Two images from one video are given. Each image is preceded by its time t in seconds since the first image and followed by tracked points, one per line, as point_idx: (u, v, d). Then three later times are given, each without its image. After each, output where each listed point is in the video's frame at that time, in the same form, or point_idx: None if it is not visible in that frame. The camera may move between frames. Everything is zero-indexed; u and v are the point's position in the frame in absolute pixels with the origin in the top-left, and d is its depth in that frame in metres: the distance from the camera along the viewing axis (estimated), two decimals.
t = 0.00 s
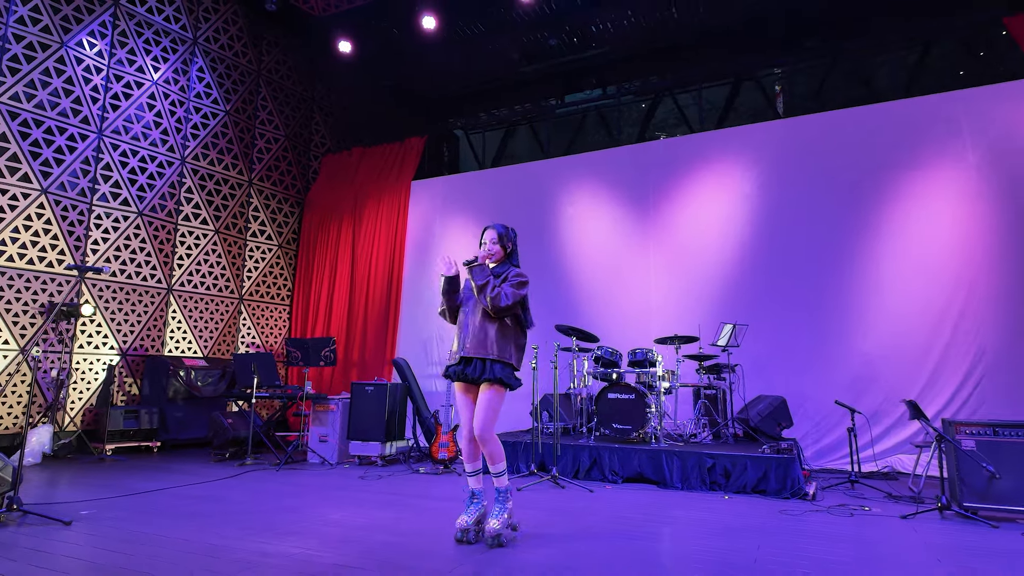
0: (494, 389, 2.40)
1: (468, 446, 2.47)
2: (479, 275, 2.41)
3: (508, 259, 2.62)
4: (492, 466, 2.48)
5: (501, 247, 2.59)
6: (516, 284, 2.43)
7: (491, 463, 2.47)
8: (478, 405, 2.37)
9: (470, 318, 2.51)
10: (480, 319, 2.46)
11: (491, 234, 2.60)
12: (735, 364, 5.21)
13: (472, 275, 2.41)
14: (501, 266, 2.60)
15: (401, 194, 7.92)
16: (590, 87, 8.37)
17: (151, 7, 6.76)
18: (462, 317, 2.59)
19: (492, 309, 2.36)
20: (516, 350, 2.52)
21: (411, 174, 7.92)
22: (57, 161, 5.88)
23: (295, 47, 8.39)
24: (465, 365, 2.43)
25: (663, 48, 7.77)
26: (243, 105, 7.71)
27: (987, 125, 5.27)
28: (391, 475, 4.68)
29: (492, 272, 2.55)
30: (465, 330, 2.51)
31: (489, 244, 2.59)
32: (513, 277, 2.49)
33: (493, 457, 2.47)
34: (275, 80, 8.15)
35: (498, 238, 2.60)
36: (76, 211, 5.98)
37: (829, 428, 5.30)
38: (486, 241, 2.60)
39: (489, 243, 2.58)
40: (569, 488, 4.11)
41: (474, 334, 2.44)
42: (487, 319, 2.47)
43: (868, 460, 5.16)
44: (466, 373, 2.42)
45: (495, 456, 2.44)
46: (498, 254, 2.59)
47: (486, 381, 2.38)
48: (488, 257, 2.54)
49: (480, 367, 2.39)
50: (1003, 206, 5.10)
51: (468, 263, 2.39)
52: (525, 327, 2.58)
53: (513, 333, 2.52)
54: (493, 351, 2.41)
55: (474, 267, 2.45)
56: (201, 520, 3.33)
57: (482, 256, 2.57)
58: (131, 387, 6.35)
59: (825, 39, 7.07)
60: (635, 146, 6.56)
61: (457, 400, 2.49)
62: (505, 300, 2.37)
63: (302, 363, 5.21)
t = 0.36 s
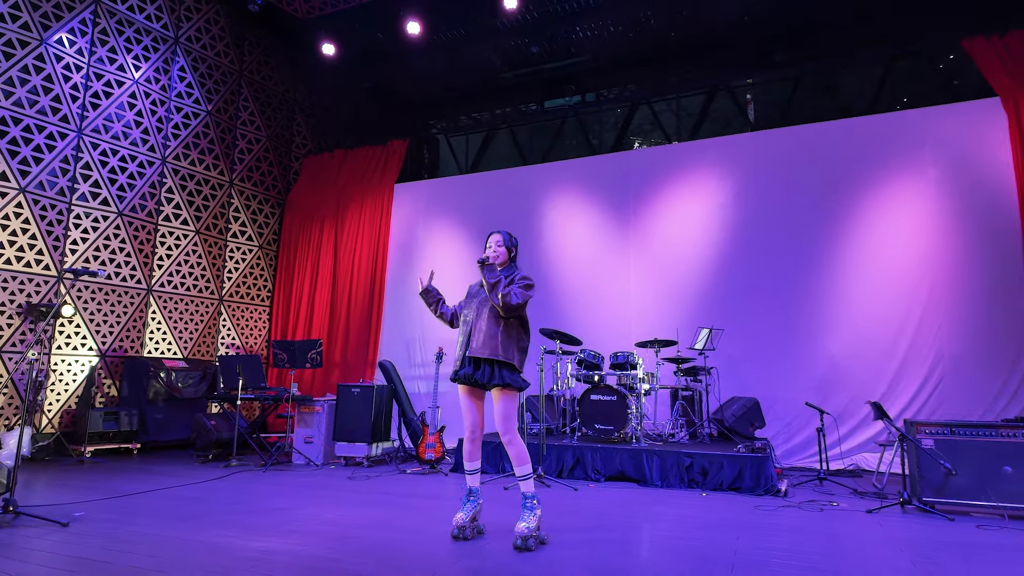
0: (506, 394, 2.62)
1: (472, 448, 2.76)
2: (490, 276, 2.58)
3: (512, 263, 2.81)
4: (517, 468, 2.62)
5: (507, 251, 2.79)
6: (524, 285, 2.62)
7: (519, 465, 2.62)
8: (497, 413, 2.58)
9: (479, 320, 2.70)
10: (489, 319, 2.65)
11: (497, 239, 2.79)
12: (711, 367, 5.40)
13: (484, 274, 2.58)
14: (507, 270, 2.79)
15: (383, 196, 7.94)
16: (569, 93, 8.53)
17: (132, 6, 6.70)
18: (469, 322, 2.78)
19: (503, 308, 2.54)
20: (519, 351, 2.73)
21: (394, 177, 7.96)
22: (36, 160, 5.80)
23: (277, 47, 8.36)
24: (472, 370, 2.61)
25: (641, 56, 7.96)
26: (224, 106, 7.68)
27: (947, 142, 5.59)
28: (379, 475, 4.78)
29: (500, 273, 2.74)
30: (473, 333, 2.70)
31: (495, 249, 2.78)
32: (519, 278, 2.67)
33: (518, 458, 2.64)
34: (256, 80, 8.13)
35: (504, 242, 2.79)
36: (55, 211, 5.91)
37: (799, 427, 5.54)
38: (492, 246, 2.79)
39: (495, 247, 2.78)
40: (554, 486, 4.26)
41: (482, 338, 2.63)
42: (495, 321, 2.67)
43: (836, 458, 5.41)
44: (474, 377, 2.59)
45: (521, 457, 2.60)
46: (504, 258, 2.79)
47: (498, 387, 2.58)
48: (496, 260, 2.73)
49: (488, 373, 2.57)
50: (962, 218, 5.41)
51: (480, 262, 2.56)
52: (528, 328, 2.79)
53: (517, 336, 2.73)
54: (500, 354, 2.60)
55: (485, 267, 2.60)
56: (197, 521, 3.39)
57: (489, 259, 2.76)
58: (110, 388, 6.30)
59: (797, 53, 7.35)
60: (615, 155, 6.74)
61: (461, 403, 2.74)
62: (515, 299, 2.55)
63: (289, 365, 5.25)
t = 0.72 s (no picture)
0: (499, 395, 2.84)
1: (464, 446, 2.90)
2: (487, 282, 2.83)
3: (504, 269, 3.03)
4: (510, 465, 2.81)
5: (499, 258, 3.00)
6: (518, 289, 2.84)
7: (509, 461, 2.81)
8: (490, 413, 2.80)
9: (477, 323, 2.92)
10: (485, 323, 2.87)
11: (491, 247, 3.00)
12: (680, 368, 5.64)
13: (481, 279, 2.82)
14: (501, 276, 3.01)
15: (359, 196, 7.95)
16: (542, 99, 8.73)
17: None
18: (467, 326, 2.99)
19: (500, 311, 2.77)
20: (515, 351, 2.96)
21: (370, 178, 7.98)
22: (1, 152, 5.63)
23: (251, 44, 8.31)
24: (469, 371, 2.83)
25: (613, 66, 8.19)
26: (196, 101, 7.59)
27: (900, 159, 5.98)
28: (360, 473, 4.86)
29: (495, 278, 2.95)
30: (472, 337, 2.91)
31: (489, 255, 2.98)
32: (514, 283, 2.91)
33: (510, 455, 2.81)
34: (229, 76, 8.06)
35: (498, 250, 3.00)
36: (21, 205, 5.75)
37: (760, 426, 5.83)
38: (485, 254, 3.00)
39: (490, 253, 3.00)
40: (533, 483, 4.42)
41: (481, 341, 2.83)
42: (492, 323, 2.89)
43: (795, 454, 5.73)
44: (470, 378, 2.81)
45: (512, 454, 2.79)
46: (498, 264, 2.99)
47: (491, 388, 2.79)
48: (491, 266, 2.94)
49: (482, 374, 2.79)
50: (913, 231, 5.79)
51: (477, 268, 2.81)
52: (522, 330, 3.02)
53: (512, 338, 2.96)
54: (498, 355, 2.81)
55: (482, 273, 2.86)
56: (186, 520, 3.42)
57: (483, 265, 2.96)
58: (76, 387, 6.15)
59: (761, 69, 7.70)
60: (590, 162, 6.94)
61: (455, 403, 2.89)
62: (511, 301, 2.77)
63: (267, 365, 5.26)
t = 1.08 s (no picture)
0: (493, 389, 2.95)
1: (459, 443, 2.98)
2: (484, 288, 2.93)
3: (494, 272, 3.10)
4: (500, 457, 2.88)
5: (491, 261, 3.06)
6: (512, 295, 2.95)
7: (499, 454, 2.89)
8: (485, 405, 2.89)
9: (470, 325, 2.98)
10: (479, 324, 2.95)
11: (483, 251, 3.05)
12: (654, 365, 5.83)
13: (478, 286, 2.92)
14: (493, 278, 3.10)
15: (334, 192, 7.89)
16: (516, 99, 8.87)
17: None
18: (458, 325, 3.03)
19: (496, 315, 2.89)
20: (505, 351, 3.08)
21: (346, 174, 7.93)
22: None
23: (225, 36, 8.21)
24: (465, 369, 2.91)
25: (586, 68, 8.33)
26: (167, 91, 7.43)
27: (858, 169, 6.34)
28: (340, 471, 4.95)
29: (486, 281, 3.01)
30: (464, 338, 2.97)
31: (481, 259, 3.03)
32: (506, 286, 3.00)
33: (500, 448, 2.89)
34: (200, 67, 7.92)
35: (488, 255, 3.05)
36: None
37: (727, 421, 6.09)
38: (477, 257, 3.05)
39: (482, 258, 3.01)
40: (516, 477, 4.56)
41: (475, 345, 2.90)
42: (486, 325, 2.98)
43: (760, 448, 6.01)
44: (468, 377, 2.89)
45: (503, 448, 2.86)
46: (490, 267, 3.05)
47: (488, 384, 2.89)
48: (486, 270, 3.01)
49: (481, 373, 2.88)
50: (870, 237, 6.14)
51: (472, 277, 2.92)
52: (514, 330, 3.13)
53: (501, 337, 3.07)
54: (494, 356, 2.92)
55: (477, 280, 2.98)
56: (175, 518, 3.41)
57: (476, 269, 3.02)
58: (40, 383, 5.95)
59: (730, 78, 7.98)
60: (566, 164, 7.09)
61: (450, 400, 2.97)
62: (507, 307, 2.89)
63: (245, 361, 5.21)
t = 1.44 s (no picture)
0: (493, 387, 3.06)
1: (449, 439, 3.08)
2: (480, 287, 3.08)
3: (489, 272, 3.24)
4: (496, 455, 3.00)
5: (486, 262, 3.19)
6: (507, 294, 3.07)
7: (496, 451, 3.01)
8: (486, 403, 3.01)
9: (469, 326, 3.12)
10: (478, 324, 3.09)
11: (479, 253, 3.20)
12: (623, 364, 6.04)
13: (475, 285, 3.08)
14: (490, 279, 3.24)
15: (303, 187, 7.80)
16: (484, 100, 9.01)
17: None
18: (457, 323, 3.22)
19: (493, 314, 3.03)
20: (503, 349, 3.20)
21: (315, 169, 7.86)
22: None
23: (189, 24, 8.03)
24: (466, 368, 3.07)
25: (557, 73, 8.50)
26: (128, 79, 7.20)
27: (813, 181, 6.74)
28: (317, 467, 4.95)
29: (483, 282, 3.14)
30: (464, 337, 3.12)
31: (478, 260, 3.17)
32: (504, 286, 3.13)
33: (496, 444, 2.99)
34: (163, 54, 7.72)
35: (485, 256, 3.19)
36: None
37: (689, 417, 6.36)
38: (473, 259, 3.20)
39: (478, 260, 3.17)
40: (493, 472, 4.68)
41: (475, 345, 3.05)
42: (484, 324, 3.11)
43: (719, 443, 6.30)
44: (468, 376, 3.04)
45: (500, 445, 2.99)
46: (486, 268, 3.19)
47: (488, 381, 3.03)
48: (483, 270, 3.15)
49: (479, 371, 3.03)
50: (823, 245, 6.53)
51: (473, 275, 3.08)
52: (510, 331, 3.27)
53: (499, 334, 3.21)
54: (490, 354, 3.05)
55: (476, 280, 3.13)
56: (157, 517, 3.38)
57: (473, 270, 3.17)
58: None
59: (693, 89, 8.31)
60: (537, 168, 7.25)
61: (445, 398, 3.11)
62: (503, 305, 3.02)
63: (217, 358, 5.13)
